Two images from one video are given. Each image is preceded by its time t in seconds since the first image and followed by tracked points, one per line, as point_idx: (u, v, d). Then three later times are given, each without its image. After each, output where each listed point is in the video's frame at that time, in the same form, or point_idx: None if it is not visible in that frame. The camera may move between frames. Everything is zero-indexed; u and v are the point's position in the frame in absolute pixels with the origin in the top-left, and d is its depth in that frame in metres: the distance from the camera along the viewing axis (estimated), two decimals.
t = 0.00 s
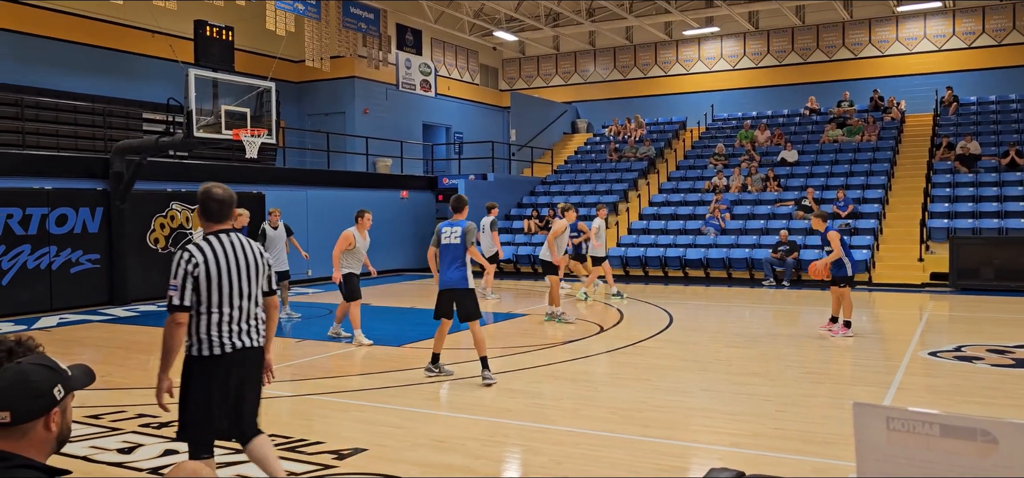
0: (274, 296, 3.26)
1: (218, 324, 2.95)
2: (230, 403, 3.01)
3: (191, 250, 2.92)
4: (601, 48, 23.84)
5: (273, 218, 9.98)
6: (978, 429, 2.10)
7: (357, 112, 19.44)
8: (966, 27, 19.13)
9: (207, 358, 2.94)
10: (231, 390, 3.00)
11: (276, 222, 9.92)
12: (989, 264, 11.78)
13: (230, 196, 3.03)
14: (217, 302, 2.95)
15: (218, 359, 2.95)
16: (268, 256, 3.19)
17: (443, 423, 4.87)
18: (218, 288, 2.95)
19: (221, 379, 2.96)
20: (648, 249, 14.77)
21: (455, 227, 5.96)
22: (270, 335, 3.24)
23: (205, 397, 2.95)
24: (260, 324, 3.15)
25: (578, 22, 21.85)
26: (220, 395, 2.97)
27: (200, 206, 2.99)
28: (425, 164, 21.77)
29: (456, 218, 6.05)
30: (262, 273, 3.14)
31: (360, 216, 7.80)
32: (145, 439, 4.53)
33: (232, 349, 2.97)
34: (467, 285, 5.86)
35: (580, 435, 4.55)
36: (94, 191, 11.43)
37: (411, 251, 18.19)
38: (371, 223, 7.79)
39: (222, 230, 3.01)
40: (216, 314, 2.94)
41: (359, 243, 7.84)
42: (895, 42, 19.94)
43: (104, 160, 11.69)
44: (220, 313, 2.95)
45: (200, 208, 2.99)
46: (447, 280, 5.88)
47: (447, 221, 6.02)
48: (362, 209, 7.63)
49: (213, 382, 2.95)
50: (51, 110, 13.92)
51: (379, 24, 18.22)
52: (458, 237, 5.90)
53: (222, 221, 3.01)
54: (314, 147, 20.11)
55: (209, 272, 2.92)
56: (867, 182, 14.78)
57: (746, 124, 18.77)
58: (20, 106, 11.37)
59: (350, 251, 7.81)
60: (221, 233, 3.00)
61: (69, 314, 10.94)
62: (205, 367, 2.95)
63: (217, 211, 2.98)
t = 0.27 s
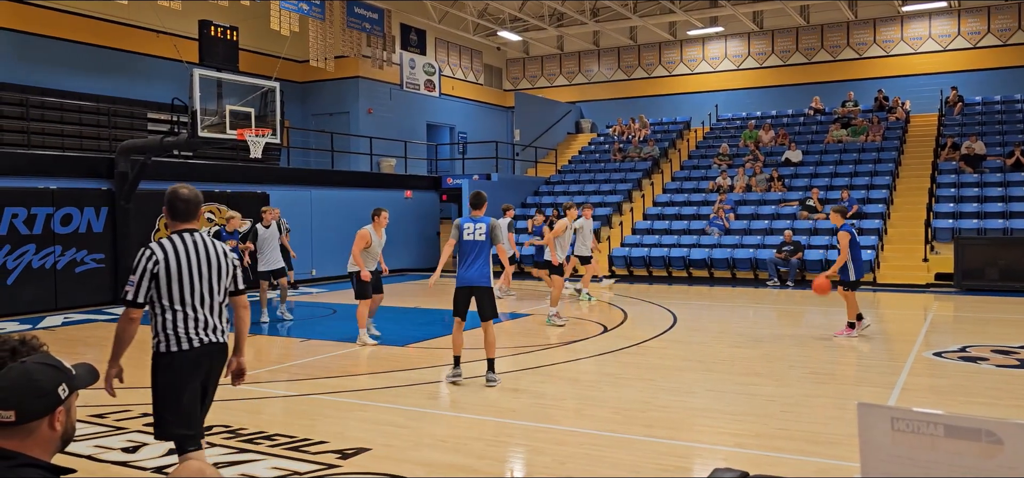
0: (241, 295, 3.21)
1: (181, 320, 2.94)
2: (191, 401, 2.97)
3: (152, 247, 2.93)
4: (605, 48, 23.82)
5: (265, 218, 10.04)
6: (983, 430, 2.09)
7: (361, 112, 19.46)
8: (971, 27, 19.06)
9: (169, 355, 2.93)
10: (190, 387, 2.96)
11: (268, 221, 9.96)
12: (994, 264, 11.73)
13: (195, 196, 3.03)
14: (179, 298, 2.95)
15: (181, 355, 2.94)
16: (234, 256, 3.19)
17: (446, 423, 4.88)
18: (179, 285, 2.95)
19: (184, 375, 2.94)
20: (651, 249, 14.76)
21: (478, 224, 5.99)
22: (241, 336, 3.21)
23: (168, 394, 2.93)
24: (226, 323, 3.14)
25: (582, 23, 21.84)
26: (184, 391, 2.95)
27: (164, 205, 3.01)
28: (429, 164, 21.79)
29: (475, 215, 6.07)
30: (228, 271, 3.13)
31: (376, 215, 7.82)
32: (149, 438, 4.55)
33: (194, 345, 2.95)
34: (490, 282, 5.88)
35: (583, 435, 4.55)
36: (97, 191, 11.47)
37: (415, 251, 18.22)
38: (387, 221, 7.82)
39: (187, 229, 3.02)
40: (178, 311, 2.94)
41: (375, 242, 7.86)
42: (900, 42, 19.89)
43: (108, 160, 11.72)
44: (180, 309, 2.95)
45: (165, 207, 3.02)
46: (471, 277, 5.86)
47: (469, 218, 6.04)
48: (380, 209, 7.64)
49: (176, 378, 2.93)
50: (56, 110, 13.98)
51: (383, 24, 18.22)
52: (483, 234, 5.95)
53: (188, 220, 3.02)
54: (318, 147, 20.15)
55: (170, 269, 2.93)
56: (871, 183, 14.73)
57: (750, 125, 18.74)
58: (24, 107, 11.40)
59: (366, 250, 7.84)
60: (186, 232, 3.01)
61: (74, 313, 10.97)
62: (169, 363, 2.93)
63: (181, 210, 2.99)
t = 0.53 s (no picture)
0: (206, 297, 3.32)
1: (149, 322, 3.00)
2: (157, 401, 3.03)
3: (125, 249, 2.98)
4: (608, 48, 23.81)
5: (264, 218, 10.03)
6: (986, 431, 2.09)
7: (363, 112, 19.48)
8: (974, 27, 19.02)
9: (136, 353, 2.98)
10: (155, 387, 3.02)
11: (268, 222, 9.95)
12: (997, 264, 11.70)
13: (170, 201, 3.07)
14: (148, 300, 3.00)
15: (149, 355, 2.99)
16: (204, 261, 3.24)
17: (448, 422, 4.88)
18: (149, 287, 3.00)
19: (152, 374, 3.00)
20: (653, 249, 14.76)
21: (482, 227, 6.06)
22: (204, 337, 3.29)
23: (135, 393, 2.98)
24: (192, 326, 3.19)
25: (585, 22, 21.84)
26: (151, 391, 3.01)
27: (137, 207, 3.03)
28: (431, 164, 21.80)
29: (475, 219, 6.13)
30: (196, 275, 3.19)
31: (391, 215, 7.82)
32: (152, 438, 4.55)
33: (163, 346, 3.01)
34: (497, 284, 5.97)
35: (586, 435, 4.55)
36: (100, 190, 11.48)
37: (418, 251, 18.23)
38: (401, 221, 7.82)
39: (159, 233, 3.06)
40: (147, 312, 2.99)
41: (388, 242, 7.85)
42: (903, 42, 19.85)
43: (111, 159, 11.75)
44: (149, 311, 3.00)
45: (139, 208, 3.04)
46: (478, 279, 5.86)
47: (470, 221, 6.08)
48: (394, 208, 7.66)
49: (144, 379, 2.99)
50: (59, 110, 14.02)
51: (385, 24, 18.23)
52: (488, 237, 6.02)
53: (161, 224, 3.06)
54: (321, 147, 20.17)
55: (141, 271, 2.98)
56: (874, 183, 14.71)
57: (753, 125, 18.72)
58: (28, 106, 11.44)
59: (378, 249, 7.84)
60: (157, 236, 3.06)
61: (76, 312, 10.99)
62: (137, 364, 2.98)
63: (156, 215, 3.02)
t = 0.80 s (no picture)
0: (175, 290, 3.60)
1: (121, 313, 3.28)
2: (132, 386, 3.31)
3: (98, 243, 3.25)
4: (609, 48, 23.80)
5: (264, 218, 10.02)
6: (988, 431, 2.09)
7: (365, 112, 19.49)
8: (976, 27, 19.01)
9: (110, 343, 3.26)
10: (129, 373, 3.30)
11: (270, 223, 9.93)
12: (999, 264, 11.68)
13: (140, 198, 3.35)
14: (120, 293, 3.29)
15: (121, 344, 3.27)
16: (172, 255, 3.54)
17: (449, 422, 4.88)
18: (120, 280, 3.29)
19: (126, 361, 3.29)
20: (654, 249, 14.76)
21: (477, 235, 5.83)
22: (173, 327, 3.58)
23: (109, 378, 3.26)
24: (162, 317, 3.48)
25: (587, 22, 21.84)
26: (125, 377, 3.29)
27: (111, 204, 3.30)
28: (433, 164, 21.80)
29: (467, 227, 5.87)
30: (166, 269, 3.48)
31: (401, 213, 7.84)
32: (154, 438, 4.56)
33: (134, 335, 3.29)
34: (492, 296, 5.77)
35: (587, 435, 4.55)
36: (101, 190, 11.45)
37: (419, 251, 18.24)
38: (410, 218, 7.89)
39: (130, 228, 3.35)
40: (119, 304, 3.27)
41: (396, 238, 7.87)
42: (905, 42, 19.84)
43: (113, 159, 11.75)
44: (122, 302, 3.29)
45: (112, 205, 3.31)
46: (480, 291, 5.66)
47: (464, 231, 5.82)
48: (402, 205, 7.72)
49: (118, 366, 3.27)
50: (61, 110, 14.04)
51: (387, 24, 18.23)
52: (485, 247, 5.81)
53: (130, 219, 3.33)
54: (322, 147, 20.17)
55: (114, 265, 3.26)
56: (876, 183, 14.69)
57: (754, 125, 18.70)
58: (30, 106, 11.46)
59: (386, 245, 7.86)
60: (128, 231, 3.34)
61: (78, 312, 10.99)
62: (111, 351, 3.27)
63: (127, 212, 3.30)
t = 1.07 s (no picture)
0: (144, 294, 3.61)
1: (81, 317, 3.31)
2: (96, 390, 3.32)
3: (56, 250, 3.28)
4: (611, 48, 23.80)
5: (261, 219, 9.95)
6: (989, 431, 2.09)
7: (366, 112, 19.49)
8: (978, 27, 19.01)
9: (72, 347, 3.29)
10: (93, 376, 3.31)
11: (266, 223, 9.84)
12: (1000, 264, 11.67)
13: (97, 202, 3.38)
14: (81, 297, 3.31)
15: (83, 348, 3.30)
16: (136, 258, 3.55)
17: (450, 423, 4.88)
18: (80, 284, 3.31)
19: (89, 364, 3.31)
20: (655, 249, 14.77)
21: (458, 230, 5.83)
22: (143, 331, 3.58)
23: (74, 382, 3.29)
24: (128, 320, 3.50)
25: (588, 23, 21.84)
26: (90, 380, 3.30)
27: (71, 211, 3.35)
28: (433, 164, 21.81)
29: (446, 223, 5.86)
30: (129, 273, 3.49)
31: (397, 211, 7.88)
32: (154, 438, 4.56)
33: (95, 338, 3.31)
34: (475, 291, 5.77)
35: (588, 435, 4.55)
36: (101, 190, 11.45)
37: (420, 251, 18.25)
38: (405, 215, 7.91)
39: (89, 233, 3.38)
40: (79, 308, 3.30)
41: (393, 236, 7.85)
42: (906, 42, 19.83)
43: (113, 159, 11.75)
44: (83, 306, 3.32)
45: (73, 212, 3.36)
46: (467, 285, 5.66)
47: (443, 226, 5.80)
48: (396, 204, 7.75)
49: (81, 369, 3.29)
50: (61, 110, 14.06)
51: (388, 24, 18.22)
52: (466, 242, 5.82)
53: (90, 225, 3.37)
54: (324, 147, 20.18)
55: (72, 270, 3.29)
56: (877, 183, 14.69)
57: (755, 125, 18.69)
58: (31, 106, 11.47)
59: (383, 244, 7.84)
60: (88, 236, 3.37)
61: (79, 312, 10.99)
62: (74, 355, 3.30)
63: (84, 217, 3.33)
